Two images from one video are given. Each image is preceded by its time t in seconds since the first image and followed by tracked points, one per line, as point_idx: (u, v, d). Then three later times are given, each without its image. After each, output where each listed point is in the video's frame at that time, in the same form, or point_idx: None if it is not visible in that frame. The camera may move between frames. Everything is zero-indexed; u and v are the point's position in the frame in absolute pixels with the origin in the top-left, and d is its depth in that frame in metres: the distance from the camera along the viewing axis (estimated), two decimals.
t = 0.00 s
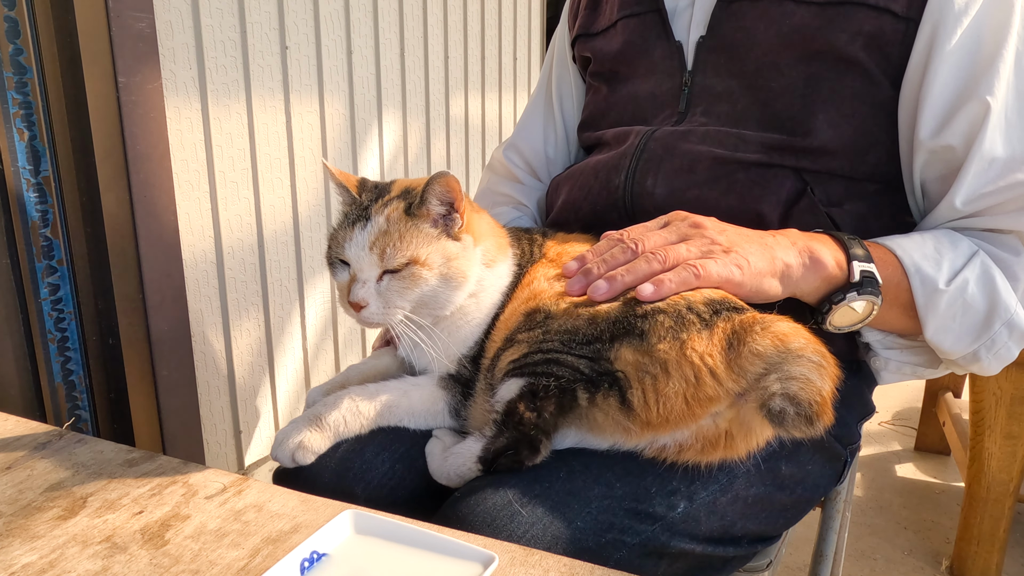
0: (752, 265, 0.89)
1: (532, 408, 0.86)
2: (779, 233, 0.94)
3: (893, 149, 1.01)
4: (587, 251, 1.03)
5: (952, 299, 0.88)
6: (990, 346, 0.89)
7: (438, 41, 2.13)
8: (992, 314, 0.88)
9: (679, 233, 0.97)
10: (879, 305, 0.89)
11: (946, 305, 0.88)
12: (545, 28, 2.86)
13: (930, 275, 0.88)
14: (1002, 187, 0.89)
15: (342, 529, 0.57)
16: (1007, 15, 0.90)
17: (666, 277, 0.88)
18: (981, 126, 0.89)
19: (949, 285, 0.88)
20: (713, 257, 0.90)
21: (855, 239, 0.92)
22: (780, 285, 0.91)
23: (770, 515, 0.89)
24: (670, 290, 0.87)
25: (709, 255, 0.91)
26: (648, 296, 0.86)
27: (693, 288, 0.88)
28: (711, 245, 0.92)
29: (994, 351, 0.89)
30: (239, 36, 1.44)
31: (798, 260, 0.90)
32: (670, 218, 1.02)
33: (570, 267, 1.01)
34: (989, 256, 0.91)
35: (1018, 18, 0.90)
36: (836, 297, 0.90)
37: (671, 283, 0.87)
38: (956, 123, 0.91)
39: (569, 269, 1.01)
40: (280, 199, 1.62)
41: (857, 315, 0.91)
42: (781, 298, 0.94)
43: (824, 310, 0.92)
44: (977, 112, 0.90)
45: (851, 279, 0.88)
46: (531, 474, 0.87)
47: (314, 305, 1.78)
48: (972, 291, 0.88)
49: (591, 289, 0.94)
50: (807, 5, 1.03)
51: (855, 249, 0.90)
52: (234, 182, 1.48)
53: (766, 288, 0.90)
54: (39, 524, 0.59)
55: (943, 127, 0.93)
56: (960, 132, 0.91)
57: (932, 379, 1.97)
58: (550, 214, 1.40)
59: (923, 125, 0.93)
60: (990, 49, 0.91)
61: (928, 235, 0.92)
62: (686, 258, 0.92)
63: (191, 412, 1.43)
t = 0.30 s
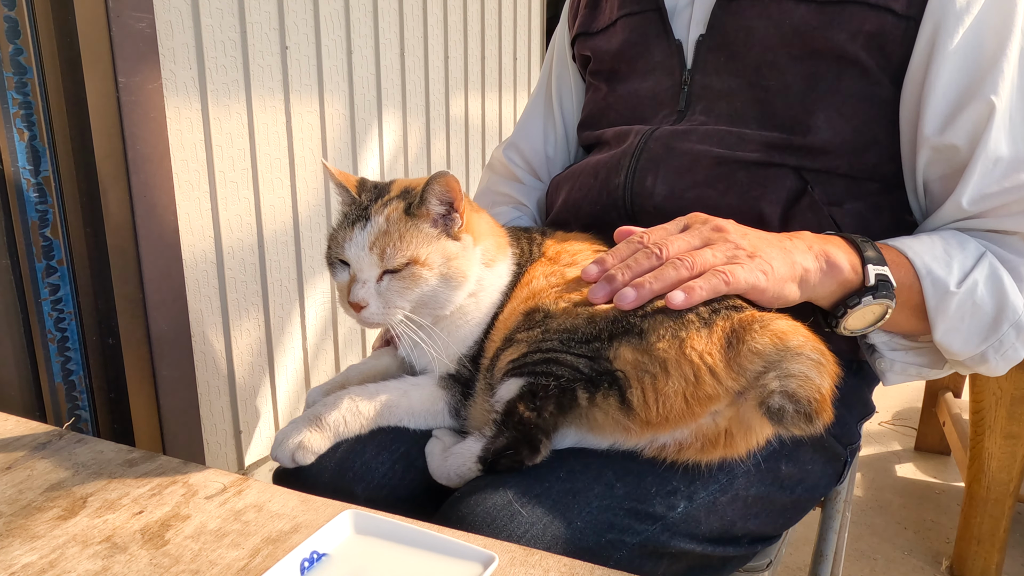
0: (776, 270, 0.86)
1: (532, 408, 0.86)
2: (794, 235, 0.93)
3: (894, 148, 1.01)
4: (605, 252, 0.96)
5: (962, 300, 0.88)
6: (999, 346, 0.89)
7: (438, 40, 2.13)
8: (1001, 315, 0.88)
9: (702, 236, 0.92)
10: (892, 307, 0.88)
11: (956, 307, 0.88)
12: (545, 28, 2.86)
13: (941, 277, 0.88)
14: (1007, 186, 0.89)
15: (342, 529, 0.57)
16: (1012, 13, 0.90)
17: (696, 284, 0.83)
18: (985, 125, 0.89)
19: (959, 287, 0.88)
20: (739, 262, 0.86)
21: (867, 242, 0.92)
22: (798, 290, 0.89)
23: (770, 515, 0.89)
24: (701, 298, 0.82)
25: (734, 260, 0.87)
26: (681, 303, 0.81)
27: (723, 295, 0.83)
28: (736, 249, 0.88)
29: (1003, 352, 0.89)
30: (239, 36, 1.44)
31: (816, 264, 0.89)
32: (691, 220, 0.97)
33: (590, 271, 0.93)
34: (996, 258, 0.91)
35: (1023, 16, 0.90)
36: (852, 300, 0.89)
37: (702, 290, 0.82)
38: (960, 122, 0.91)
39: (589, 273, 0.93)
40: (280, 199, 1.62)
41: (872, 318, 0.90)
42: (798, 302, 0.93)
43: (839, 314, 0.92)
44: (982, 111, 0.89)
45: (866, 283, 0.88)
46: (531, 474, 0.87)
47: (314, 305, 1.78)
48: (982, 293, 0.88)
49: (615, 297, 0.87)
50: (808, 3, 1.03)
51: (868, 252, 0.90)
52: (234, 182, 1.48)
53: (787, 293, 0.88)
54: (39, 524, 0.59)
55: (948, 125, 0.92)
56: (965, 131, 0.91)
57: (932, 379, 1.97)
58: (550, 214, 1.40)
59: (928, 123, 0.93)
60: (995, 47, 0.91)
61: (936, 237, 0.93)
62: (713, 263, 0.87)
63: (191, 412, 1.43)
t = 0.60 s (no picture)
0: (736, 229, 0.87)
1: (532, 408, 0.86)
2: (768, 207, 0.94)
3: (893, 148, 1.01)
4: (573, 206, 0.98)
5: (940, 283, 0.88)
6: (979, 333, 0.88)
7: (438, 40, 2.13)
8: (981, 301, 0.87)
9: (665, 192, 0.94)
10: (864, 282, 0.88)
11: (934, 289, 0.88)
12: (545, 28, 2.86)
13: (919, 257, 0.88)
14: (993, 181, 0.89)
15: (342, 529, 0.57)
16: (1001, 13, 0.91)
17: (647, 232, 0.85)
18: (969, 122, 0.89)
19: (938, 268, 0.88)
20: (696, 217, 0.88)
21: (844, 218, 0.92)
22: (762, 254, 0.90)
23: (770, 515, 0.89)
24: (649, 246, 0.85)
25: (692, 215, 0.89)
26: (628, 248, 0.84)
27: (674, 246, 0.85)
28: (696, 206, 0.90)
29: (983, 339, 0.88)
30: (239, 36, 1.44)
31: (783, 232, 0.89)
32: (659, 179, 1.00)
33: (554, 217, 0.95)
34: (982, 246, 0.91)
35: (1012, 16, 0.90)
36: (820, 272, 0.90)
37: (651, 238, 0.85)
38: (944, 120, 0.91)
39: (554, 220, 0.95)
40: (280, 199, 1.62)
41: (843, 293, 0.91)
42: (765, 270, 0.93)
43: (808, 286, 0.92)
44: (965, 108, 0.89)
45: (836, 254, 0.88)
46: (532, 474, 0.87)
47: (314, 305, 1.78)
48: (962, 276, 0.88)
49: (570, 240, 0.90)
50: (807, 4, 1.03)
51: (845, 229, 0.90)
52: (234, 182, 1.48)
53: (747, 255, 0.88)
54: (39, 524, 0.59)
55: (933, 125, 0.93)
56: (949, 128, 0.91)
57: (932, 379, 1.97)
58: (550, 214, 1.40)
59: (912, 126, 0.94)
60: (984, 46, 0.91)
61: (921, 222, 0.93)
62: (670, 216, 0.89)
63: (191, 412, 1.43)
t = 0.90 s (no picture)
0: (739, 257, 0.90)
1: (532, 409, 0.86)
2: (769, 226, 0.95)
3: (893, 150, 1.01)
4: (576, 247, 1.04)
5: (944, 295, 0.88)
6: (983, 342, 0.89)
7: (438, 40, 2.13)
8: (985, 311, 0.88)
9: (665, 228, 0.98)
10: (869, 299, 0.89)
11: (938, 301, 0.88)
12: (545, 28, 2.86)
13: (921, 270, 0.88)
14: (997, 185, 0.89)
15: (342, 529, 0.57)
16: (1004, 15, 0.90)
17: (652, 272, 0.88)
18: (974, 125, 0.89)
19: (941, 281, 0.88)
20: (699, 251, 0.91)
21: (846, 233, 0.92)
22: (767, 277, 0.92)
23: (770, 515, 0.89)
24: (656, 285, 0.88)
25: (695, 249, 0.92)
26: (635, 291, 0.87)
27: (680, 283, 0.89)
28: (697, 239, 0.93)
29: (988, 348, 0.89)
30: (239, 36, 1.44)
31: (786, 252, 0.91)
32: (658, 212, 1.03)
33: (558, 263, 1.01)
34: (983, 253, 0.91)
35: (1014, 18, 0.90)
36: (826, 289, 0.90)
37: (657, 279, 0.88)
38: (949, 122, 0.91)
39: (557, 266, 1.01)
40: (280, 199, 1.62)
41: (849, 308, 0.91)
42: (770, 291, 0.95)
43: (814, 303, 0.93)
44: (970, 111, 0.89)
45: (840, 273, 0.89)
46: (531, 474, 0.87)
47: (314, 305, 1.78)
48: (965, 287, 0.88)
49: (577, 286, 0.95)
50: (807, 6, 1.03)
51: (848, 244, 0.90)
52: (234, 182, 1.48)
53: (754, 280, 0.91)
54: (39, 524, 0.59)
55: (937, 127, 0.93)
56: (954, 131, 0.91)
57: (932, 379, 1.97)
58: (550, 213, 1.40)
59: (916, 127, 0.94)
60: (987, 49, 0.91)
61: (922, 232, 0.92)
62: (672, 253, 0.92)
63: (192, 411, 1.43)
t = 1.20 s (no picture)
0: (768, 269, 0.87)
1: (533, 409, 0.86)
2: (789, 234, 0.93)
3: (894, 152, 1.01)
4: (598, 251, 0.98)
5: (958, 301, 0.88)
6: (994, 348, 0.89)
7: (438, 40, 2.13)
8: (996, 317, 0.88)
9: (694, 236, 0.93)
10: (888, 308, 0.88)
11: (952, 308, 0.88)
12: (545, 28, 2.86)
13: (937, 277, 0.88)
14: (1004, 189, 0.89)
15: (342, 529, 0.57)
16: (1007, 17, 0.90)
17: (686, 285, 0.84)
18: (981, 128, 0.89)
19: (956, 288, 0.88)
20: (730, 262, 0.87)
21: (863, 241, 0.92)
22: (791, 289, 0.89)
23: (770, 515, 0.89)
24: (690, 299, 0.83)
25: (726, 260, 0.88)
26: (669, 304, 0.82)
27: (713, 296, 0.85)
28: (727, 249, 0.89)
29: (998, 353, 0.89)
30: (239, 36, 1.44)
31: (809, 263, 0.89)
32: (683, 219, 0.99)
33: (582, 269, 0.96)
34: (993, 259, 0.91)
35: (1018, 19, 0.90)
36: (846, 299, 0.89)
37: (692, 291, 0.83)
38: (955, 125, 0.91)
39: (582, 271, 0.96)
40: (280, 199, 1.62)
41: (867, 317, 0.90)
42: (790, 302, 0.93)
43: (834, 313, 0.91)
44: (976, 115, 0.90)
45: (860, 282, 0.87)
46: (531, 474, 0.87)
47: (314, 305, 1.78)
48: (978, 294, 0.88)
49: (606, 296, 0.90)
50: (807, 7, 1.03)
51: (863, 251, 0.90)
52: (234, 182, 1.48)
53: (779, 292, 0.88)
54: (39, 524, 0.59)
55: (942, 129, 0.93)
56: (960, 134, 0.91)
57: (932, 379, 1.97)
58: (550, 213, 1.41)
59: (921, 129, 0.93)
60: (990, 51, 0.91)
61: (933, 237, 0.92)
62: (703, 264, 0.88)
63: (192, 411, 1.43)
